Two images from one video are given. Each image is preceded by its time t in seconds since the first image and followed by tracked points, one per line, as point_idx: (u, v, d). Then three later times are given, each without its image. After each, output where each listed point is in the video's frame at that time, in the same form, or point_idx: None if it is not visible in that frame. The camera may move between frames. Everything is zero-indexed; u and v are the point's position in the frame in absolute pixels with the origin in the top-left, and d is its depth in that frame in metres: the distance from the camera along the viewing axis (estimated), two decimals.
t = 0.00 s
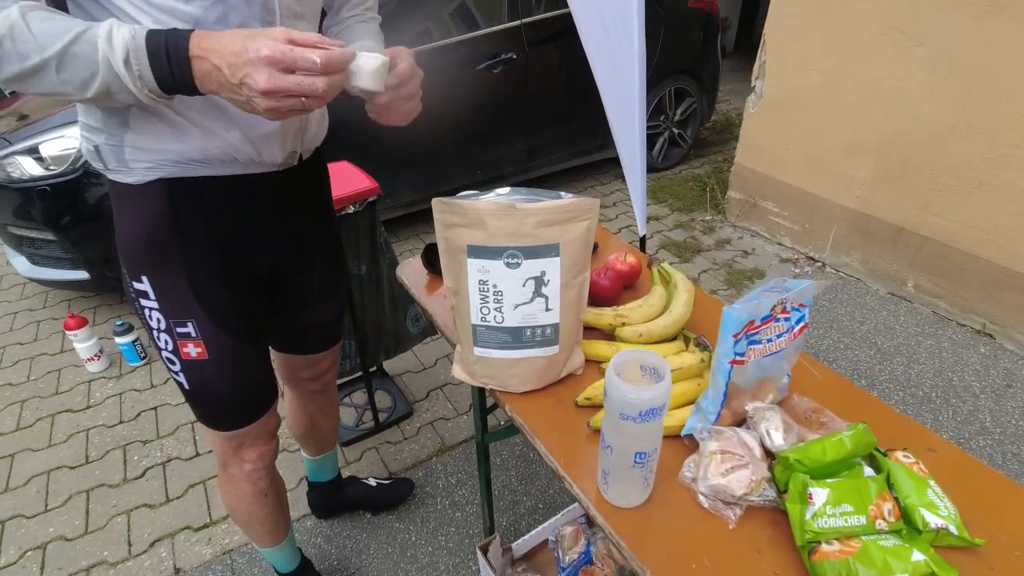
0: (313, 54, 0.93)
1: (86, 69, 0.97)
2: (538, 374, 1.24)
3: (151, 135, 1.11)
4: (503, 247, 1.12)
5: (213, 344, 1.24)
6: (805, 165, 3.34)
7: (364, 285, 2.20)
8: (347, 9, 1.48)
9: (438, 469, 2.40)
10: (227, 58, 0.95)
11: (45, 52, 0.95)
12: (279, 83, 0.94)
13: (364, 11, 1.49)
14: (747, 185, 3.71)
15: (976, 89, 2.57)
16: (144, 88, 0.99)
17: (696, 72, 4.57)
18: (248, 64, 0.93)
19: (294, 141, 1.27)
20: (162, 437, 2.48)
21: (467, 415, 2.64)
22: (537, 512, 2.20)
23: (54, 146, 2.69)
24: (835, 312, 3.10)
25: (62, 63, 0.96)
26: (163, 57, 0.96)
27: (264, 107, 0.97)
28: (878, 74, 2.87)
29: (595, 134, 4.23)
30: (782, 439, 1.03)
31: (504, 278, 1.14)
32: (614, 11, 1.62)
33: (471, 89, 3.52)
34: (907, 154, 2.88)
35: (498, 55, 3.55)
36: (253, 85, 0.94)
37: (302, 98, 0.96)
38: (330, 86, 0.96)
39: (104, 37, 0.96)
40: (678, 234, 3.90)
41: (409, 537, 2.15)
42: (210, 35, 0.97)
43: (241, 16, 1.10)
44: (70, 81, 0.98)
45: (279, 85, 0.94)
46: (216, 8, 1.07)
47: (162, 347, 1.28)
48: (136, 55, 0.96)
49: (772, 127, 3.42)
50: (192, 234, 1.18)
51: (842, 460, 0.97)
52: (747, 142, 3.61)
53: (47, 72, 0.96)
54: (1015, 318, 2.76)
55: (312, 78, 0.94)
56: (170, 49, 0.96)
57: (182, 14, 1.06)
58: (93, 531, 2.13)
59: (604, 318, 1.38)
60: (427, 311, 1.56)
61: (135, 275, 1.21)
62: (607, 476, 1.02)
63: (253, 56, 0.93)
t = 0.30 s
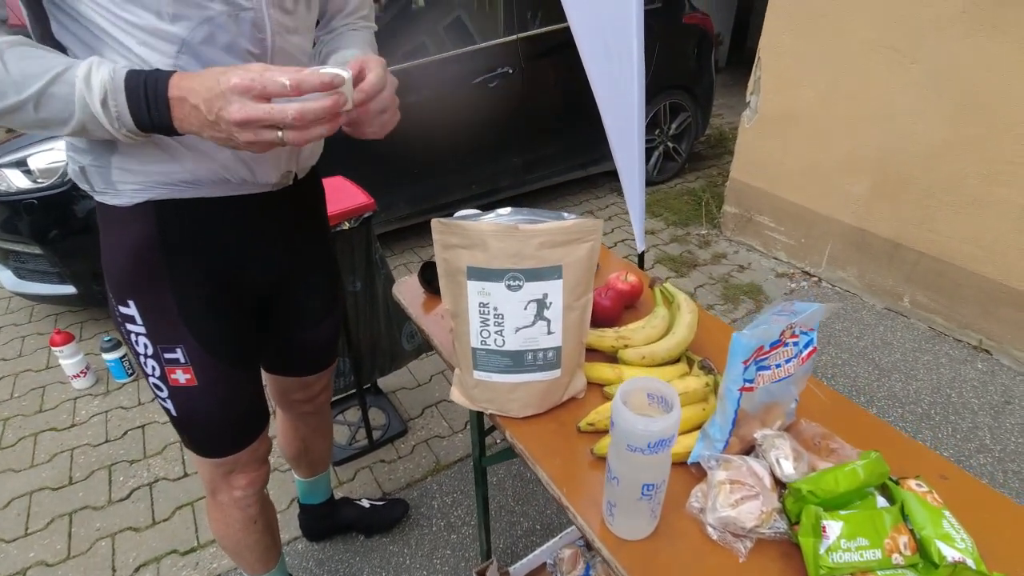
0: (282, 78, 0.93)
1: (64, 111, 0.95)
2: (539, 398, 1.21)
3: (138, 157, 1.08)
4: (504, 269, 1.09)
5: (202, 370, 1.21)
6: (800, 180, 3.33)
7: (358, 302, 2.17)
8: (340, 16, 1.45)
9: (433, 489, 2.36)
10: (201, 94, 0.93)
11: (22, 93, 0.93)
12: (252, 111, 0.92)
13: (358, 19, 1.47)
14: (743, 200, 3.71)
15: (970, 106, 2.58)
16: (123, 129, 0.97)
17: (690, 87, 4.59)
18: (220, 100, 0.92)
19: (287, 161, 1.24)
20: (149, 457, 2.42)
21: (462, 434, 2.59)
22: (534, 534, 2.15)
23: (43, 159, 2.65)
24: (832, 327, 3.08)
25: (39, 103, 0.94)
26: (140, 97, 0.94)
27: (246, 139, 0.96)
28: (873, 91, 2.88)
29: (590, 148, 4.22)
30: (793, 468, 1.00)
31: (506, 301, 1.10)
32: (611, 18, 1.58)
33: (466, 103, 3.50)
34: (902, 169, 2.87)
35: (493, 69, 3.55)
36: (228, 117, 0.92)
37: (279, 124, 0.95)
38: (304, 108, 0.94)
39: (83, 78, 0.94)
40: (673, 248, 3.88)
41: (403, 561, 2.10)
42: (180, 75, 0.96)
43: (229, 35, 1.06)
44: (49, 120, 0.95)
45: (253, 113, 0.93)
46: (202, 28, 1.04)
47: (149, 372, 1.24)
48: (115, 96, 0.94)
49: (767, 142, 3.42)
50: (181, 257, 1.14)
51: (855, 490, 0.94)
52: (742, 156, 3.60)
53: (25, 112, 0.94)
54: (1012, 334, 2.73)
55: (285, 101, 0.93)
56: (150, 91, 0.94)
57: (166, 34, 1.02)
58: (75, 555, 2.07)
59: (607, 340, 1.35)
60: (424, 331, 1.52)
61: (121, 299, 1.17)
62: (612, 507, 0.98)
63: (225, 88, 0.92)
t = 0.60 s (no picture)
0: (233, 90, 0.86)
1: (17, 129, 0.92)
2: (530, 408, 1.19)
3: (111, 166, 1.04)
4: (494, 276, 1.07)
5: (181, 381, 1.17)
6: (786, 187, 3.35)
7: (345, 311, 2.14)
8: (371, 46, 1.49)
9: (421, 500, 2.32)
10: (153, 110, 0.89)
11: None
12: (204, 127, 0.87)
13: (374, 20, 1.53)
14: (730, 206, 3.72)
15: (952, 113, 2.60)
16: (78, 149, 0.94)
17: (677, 94, 4.62)
18: (171, 118, 0.87)
19: (269, 168, 1.22)
20: (129, 471, 2.37)
21: (451, 443, 2.56)
22: (524, 545, 2.12)
23: (19, 166, 2.59)
24: (820, 332, 3.08)
25: None
26: (92, 112, 0.90)
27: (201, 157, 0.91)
28: (857, 99, 2.90)
29: (578, 155, 4.22)
30: (787, 477, 0.99)
31: (495, 309, 1.09)
32: (601, 23, 1.57)
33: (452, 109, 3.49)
34: (886, 176, 2.90)
35: (480, 77, 3.54)
36: (180, 135, 0.87)
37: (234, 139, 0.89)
38: (258, 121, 0.89)
39: (33, 96, 0.91)
40: (661, 255, 3.88)
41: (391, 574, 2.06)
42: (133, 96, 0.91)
43: (204, 43, 1.04)
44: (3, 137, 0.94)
45: (204, 129, 0.87)
46: (175, 36, 1.01)
47: (126, 385, 1.20)
48: (66, 114, 0.91)
49: (753, 149, 3.44)
50: (158, 264, 1.12)
51: (850, 499, 0.93)
52: (728, 164, 3.62)
53: None
54: (996, 338, 2.75)
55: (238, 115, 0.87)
56: (102, 108, 0.90)
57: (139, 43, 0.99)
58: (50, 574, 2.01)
59: (598, 348, 1.34)
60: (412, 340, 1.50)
61: (95, 309, 1.13)
62: (605, 518, 0.96)
63: (174, 104, 0.86)
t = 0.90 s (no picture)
0: (190, 111, 0.84)
1: None
2: (519, 411, 1.19)
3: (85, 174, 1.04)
4: (481, 279, 1.07)
5: (161, 388, 1.17)
6: (774, 190, 3.38)
7: (334, 315, 2.13)
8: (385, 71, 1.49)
9: (413, 504, 2.32)
10: (106, 125, 0.88)
11: None
12: (158, 147, 0.86)
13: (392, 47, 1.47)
14: (719, 209, 3.75)
15: (936, 116, 2.63)
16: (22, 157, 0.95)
17: (666, 99, 4.65)
18: (126, 134, 0.87)
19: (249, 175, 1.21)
20: (116, 479, 2.35)
21: (442, 447, 2.56)
22: (516, 548, 2.12)
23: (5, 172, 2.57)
24: (809, 334, 3.10)
25: None
26: (40, 121, 0.91)
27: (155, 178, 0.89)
28: (842, 102, 2.93)
29: (568, 159, 4.24)
30: (773, 477, 0.99)
31: (483, 312, 1.09)
32: (589, 28, 1.58)
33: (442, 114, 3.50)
34: (872, 178, 2.92)
35: (470, 81, 3.55)
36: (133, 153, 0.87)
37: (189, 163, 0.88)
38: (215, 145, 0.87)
39: None
40: (652, 258, 3.90)
41: None
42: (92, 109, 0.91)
43: (171, 54, 1.04)
44: None
45: (158, 149, 0.86)
46: (140, 49, 1.01)
47: (107, 391, 1.20)
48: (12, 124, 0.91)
49: (742, 152, 3.47)
50: (137, 268, 1.11)
51: (835, 498, 0.94)
52: (717, 167, 3.64)
53: None
54: (981, 338, 2.78)
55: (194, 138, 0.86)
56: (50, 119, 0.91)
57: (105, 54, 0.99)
58: None
59: (587, 350, 1.34)
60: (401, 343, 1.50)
61: (74, 315, 1.13)
62: (593, 520, 0.97)
63: (127, 121, 0.85)
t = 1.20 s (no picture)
0: (133, 88, 0.82)
1: None
2: (519, 412, 1.19)
3: (85, 178, 1.05)
4: (481, 282, 1.08)
5: (157, 395, 1.17)
6: (774, 193, 3.38)
7: (335, 319, 2.14)
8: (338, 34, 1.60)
9: (414, 507, 2.32)
10: (58, 111, 0.87)
11: None
12: (106, 130, 0.84)
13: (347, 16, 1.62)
14: (719, 212, 3.75)
15: (935, 118, 2.64)
16: None
17: (666, 102, 4.67)
18: (75, 119, 0.85)
19: (248, 181, 1.21)
20: (118, 483, 2.35)
21: (443, 450, 2.56)
22: (517, 551, 2.12)
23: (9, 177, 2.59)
24: (809, 336, 3.10)
25: None
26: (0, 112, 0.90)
27: (111, 161, 0.88)
28: (841, 105, 2.94)
29: (568, 162, 4.24)
30: (772, 477, 1.00)
31: (483, 314, 1.10)
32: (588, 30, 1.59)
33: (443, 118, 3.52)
34: (872, 181, 2.93)
35: (471, 86, 3.57)
36: (82, 137, 0.85)
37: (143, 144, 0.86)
38: (166, 125, 0.84)
39: None
40: (653, 261, 3.90)
41: None
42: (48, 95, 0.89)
43: (171, 53, 1.04)
44: None
45: (106, 130, 0.84)
46: (139, 48, 1.01)
47: (105, 396, 1.21)
48: None
49: (742, 155, 3.47)
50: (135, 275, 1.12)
51: (834, 498, 0.94)
52: (716, 170, 3.65)
53: None
54: (982, 340, 2.78)
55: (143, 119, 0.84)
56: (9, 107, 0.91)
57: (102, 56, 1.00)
58: None
59: (586, 352, 1.35)
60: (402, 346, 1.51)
61: (72, 320, 1.14)
62: (593, 520, 0.97)
63: (74, 103, 0.84)
